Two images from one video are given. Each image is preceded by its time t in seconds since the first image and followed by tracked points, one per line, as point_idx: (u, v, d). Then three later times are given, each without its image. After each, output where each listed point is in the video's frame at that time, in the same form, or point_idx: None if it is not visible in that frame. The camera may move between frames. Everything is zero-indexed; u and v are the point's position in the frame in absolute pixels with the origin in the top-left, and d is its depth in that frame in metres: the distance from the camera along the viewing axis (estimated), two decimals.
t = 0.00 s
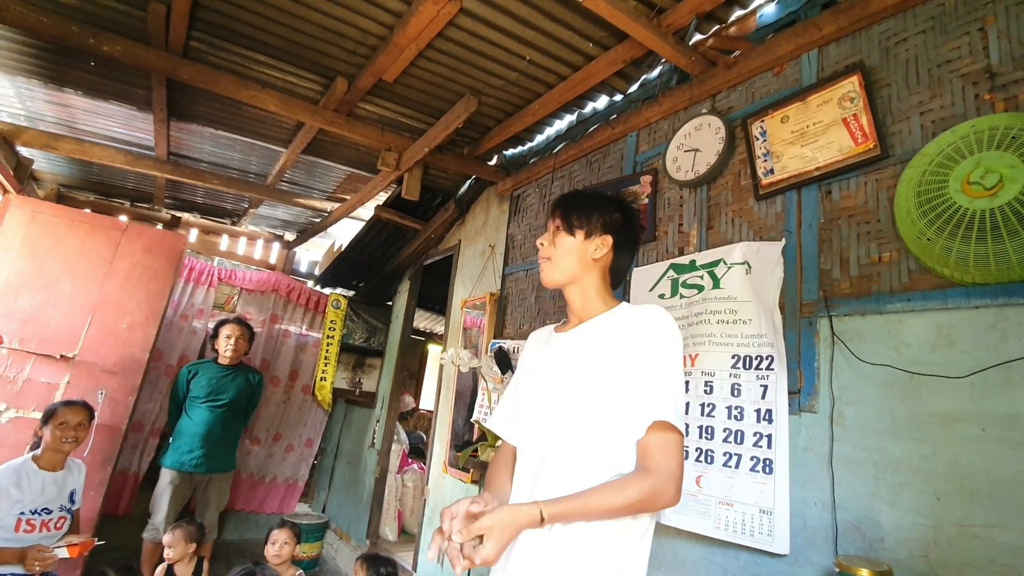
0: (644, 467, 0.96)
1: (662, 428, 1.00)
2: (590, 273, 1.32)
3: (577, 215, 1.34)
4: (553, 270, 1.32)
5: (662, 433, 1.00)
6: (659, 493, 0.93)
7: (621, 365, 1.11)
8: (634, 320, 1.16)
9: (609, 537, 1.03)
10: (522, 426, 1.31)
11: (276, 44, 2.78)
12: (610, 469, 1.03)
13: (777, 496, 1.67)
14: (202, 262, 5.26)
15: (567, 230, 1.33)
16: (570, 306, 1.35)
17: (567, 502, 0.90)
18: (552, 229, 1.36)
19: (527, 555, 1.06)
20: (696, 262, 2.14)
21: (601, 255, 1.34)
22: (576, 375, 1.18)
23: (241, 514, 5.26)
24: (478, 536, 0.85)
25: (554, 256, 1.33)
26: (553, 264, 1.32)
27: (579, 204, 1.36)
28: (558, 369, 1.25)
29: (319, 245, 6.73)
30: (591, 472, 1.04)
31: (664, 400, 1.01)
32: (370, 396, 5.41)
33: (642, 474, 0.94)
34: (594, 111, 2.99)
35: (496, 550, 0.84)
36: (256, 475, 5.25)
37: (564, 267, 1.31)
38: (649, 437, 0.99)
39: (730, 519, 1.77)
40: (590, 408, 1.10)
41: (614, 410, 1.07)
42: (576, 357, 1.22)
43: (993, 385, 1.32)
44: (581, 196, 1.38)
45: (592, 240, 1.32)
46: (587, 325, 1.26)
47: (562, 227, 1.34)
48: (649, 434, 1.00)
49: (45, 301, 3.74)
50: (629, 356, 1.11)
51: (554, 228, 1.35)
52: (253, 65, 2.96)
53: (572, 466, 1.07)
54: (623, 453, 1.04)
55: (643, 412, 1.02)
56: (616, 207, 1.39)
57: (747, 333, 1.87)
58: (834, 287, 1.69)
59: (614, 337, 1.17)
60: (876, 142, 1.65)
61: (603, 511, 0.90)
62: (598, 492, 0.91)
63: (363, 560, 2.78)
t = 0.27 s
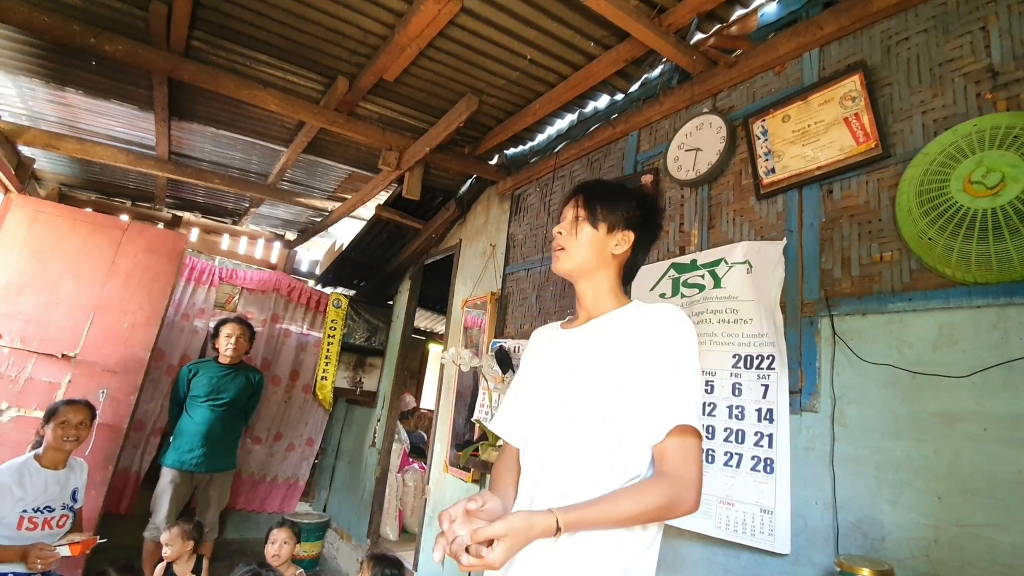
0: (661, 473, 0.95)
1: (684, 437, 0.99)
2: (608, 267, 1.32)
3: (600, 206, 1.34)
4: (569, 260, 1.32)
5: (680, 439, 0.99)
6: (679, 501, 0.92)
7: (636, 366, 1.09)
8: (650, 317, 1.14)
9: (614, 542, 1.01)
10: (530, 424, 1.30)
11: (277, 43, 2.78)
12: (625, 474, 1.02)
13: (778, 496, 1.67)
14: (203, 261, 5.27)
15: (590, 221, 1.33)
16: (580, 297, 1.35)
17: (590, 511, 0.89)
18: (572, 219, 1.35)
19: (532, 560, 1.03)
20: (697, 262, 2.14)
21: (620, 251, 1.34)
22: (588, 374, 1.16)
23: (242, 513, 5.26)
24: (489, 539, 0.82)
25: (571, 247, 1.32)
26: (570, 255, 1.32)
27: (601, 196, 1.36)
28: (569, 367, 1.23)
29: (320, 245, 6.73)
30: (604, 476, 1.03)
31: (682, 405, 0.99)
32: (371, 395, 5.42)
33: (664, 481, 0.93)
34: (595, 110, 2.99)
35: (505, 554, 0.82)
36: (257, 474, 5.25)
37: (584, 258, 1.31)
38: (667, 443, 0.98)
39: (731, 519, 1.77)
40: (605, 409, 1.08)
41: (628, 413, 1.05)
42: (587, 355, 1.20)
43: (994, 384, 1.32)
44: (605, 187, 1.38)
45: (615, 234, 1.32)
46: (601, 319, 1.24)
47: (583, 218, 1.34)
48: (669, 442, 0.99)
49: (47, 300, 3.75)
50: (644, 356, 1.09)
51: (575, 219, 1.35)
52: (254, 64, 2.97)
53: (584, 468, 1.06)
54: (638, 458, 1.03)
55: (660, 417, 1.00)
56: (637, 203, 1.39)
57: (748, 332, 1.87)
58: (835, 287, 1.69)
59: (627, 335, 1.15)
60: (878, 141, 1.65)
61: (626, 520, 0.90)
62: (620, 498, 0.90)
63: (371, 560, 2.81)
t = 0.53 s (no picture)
0: (672, 479, 0.93)
1: (693, 438, 0.96)
2: (618, 263, 1.31)
3: (612, 201, 1.34)
4: (578, 255, 1.31)
5: (690, 440, 0.96)
6: (691, 508, 0.89)
7: (640, 364, 1.08)
8: (656, 311, 1.12)
9: (625, 553, 0.98)
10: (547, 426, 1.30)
11: (277, 42, 2.78)
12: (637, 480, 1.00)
13: (779, 494, 1.67)
14: (204, 260, 5.27)
15: (602, 215, 1.32)
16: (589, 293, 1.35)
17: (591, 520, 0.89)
18: (584, 213, 1.34)
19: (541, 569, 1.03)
20: (698, 261, 2.14)
21: (633, 247, 1.33)
22: (596, 375, 1.15)
23: (243, 512, 5.27)
24: (477, 543, 0.87)
25: (580, 241, 1.31)
26: (580, 250, 1.31)
27: (614, 190, 1.35)
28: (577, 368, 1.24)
29: (320, 244, 6.74)
30: (612, 481, 1.02)
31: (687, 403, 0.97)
32: (371, 394, 5.37)
33: (671, 487, 0.90)
34: (596, 109, 2.99)
35: (494, 560, 0.85)
36: (258, 473, 5.26)
37: (595, 254, 1.30)
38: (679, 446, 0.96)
39: (732, 518, 1.77)
40: (610, 409, 1.08)
41: (634, 414, 1.05)
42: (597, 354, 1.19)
43: (995, 383, 1.32)
44: (618, 180, 1.38)
45: (628, 230, 1.31)
46: (608, 317, 1.23)
47: (595, 212, 1.33)
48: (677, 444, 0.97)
49: (48, 299, 3.75)
50: (653, 356, 1.07)
51: (587, 212, 1.34)
52: (254, 63, 2.97)
53: (592, 472, 1.05)
54: (649, 460, 1.01)
55: (663, 418, 0.99)
56: (651, 197, 1.38)
57: (749, 331, 1.87)
58: (836, 286, 1.69)
59: (631, 333, 1.14)
60: (879, 140, 1.65)
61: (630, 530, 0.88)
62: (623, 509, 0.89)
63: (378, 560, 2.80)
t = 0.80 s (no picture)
0: (664, 480, 0.92)
1: (690, 439, 0.95)
2: (620, 255, 1.31)
3: (615, 190, 1.33)
4: (576, 247, 1.31)
5: (682, 440, 0.95)
6: (682, 509, 0.89)
7: (635, 356, 1.07)
8: (649, 303, 1.12)
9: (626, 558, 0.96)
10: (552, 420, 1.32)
11: (277, 39, 2.78)
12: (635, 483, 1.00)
13: (779, 492, 1.68)
14: (204, 258, 5.27)
15: (604, 206, 1.31)
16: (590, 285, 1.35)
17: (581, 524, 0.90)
18: (585, 203, 1.34)
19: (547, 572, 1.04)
20: (698, 259, 2.14)
21: (634, 239, 1.33)
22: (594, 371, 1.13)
23: (245, 509, 5.29)
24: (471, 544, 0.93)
25: (579, 232, 1.31)
26: (579, 242, 1.31)
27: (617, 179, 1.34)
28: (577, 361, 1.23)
29: (321, 242, 6.74)
30: (613, 476, 1.03)
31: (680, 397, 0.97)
32: (373, 392, 5.41)
33: (664, 490, 0.90)
34: (596, 106, 2.99)
35: (484, 561, 0.90)
36: (260, 470, 5.28)
37: (596, 245, 1.29)
38: (671, 448, 0.95)
39: (732, 515, 1.77)
40: (607, 403, 1.08)
41: (630, 407, 1.04)
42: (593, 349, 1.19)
43: (996, 380, 1.32)
44: (622, 168, 1.37)
45: (630, 222, 1.30)
46: (606, 309, 1.22)
47: (597, 201, 1.32)
48: (671, 443, 0.96)
49: (49, 298, 3.76)
50: (646, 351, 1.06)
51: (588, 203, 1.34)
52: (255, 61, 2.96)
53: (592, 470, 1.05)
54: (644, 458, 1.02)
55: (657, 415, 0.98)
56: (656, 186, 1.37)
57: (750, 329, 1.87)
58: (837, 283, 1.69)
59: (627, 323, 1.13)
60: (880, 137, 1.64)
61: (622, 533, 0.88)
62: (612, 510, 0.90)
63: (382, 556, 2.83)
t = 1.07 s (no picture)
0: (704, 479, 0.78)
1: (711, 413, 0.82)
2: (608, 252, 1.30)
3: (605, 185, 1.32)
4: (565, 243, 1.30)
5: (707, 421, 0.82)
6: (735, 498, 0.75)
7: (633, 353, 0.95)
8: (631, 299, 1.01)
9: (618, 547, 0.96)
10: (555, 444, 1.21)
11: (278, 37, 2.77)
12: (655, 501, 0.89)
13: (781, 488, 1.68)
14: (206, 256, 5.28)
15: (594, 202, 1.30)
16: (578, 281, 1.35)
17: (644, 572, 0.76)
18: (575, 198, 1.33)
19: None
20: (700, 255, 2.14)
21: (623, 236, 1.32)
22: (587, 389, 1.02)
23: (247, 506, 5.31)
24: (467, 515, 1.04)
25: (568, 228, 1.30)
26: (567, 238, 1.30)
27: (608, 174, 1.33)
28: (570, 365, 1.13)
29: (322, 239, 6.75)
30: (632, 503, 0.90)
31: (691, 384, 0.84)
32: (375, 388, 5.46)
33: (709, 486, 0.77)
34: (598, 103, 2.99)
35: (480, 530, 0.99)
36: (263, 468, 5.29)
37: (585, 241, 1.29)
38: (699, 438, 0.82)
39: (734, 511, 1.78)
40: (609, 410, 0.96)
41: (639, 406, 0.93)
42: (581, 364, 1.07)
43: (998, 376, 1.32)
44: (613, 163, 1.35)
45: (620, 219, 1.30)
46: (588, 315, 1.11)
47: (586, 196, 1.31)
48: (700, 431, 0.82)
49: (52, 296, 3.77)
50: (638, 350, 0.94)
51: (578, 198, 1.33)
52: (256, 58, 2.96)
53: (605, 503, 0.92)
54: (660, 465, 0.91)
55: (672, 405, 0.86)
56: (647, 181, 1.35)
57: (752, 326, 1.87)
58: (839, 280, 1.68)
59: (620, 317, 1.01)
60: (882, 133, 1.64)
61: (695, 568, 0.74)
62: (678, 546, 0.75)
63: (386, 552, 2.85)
